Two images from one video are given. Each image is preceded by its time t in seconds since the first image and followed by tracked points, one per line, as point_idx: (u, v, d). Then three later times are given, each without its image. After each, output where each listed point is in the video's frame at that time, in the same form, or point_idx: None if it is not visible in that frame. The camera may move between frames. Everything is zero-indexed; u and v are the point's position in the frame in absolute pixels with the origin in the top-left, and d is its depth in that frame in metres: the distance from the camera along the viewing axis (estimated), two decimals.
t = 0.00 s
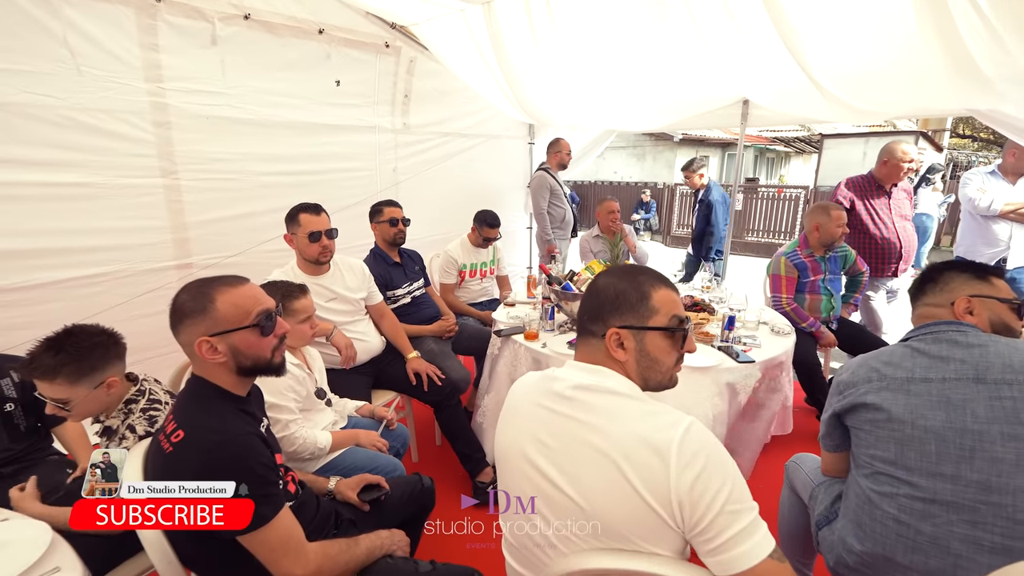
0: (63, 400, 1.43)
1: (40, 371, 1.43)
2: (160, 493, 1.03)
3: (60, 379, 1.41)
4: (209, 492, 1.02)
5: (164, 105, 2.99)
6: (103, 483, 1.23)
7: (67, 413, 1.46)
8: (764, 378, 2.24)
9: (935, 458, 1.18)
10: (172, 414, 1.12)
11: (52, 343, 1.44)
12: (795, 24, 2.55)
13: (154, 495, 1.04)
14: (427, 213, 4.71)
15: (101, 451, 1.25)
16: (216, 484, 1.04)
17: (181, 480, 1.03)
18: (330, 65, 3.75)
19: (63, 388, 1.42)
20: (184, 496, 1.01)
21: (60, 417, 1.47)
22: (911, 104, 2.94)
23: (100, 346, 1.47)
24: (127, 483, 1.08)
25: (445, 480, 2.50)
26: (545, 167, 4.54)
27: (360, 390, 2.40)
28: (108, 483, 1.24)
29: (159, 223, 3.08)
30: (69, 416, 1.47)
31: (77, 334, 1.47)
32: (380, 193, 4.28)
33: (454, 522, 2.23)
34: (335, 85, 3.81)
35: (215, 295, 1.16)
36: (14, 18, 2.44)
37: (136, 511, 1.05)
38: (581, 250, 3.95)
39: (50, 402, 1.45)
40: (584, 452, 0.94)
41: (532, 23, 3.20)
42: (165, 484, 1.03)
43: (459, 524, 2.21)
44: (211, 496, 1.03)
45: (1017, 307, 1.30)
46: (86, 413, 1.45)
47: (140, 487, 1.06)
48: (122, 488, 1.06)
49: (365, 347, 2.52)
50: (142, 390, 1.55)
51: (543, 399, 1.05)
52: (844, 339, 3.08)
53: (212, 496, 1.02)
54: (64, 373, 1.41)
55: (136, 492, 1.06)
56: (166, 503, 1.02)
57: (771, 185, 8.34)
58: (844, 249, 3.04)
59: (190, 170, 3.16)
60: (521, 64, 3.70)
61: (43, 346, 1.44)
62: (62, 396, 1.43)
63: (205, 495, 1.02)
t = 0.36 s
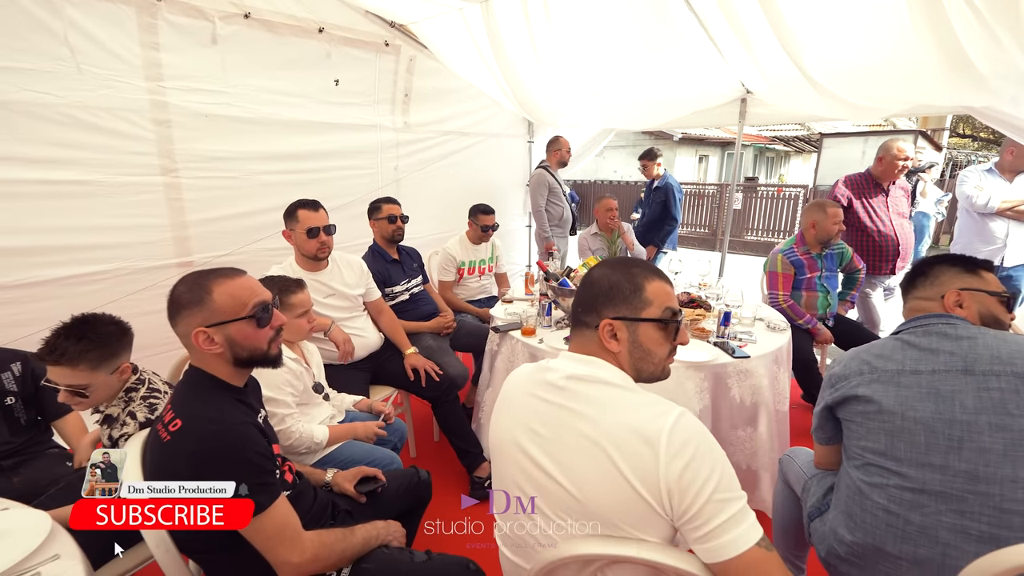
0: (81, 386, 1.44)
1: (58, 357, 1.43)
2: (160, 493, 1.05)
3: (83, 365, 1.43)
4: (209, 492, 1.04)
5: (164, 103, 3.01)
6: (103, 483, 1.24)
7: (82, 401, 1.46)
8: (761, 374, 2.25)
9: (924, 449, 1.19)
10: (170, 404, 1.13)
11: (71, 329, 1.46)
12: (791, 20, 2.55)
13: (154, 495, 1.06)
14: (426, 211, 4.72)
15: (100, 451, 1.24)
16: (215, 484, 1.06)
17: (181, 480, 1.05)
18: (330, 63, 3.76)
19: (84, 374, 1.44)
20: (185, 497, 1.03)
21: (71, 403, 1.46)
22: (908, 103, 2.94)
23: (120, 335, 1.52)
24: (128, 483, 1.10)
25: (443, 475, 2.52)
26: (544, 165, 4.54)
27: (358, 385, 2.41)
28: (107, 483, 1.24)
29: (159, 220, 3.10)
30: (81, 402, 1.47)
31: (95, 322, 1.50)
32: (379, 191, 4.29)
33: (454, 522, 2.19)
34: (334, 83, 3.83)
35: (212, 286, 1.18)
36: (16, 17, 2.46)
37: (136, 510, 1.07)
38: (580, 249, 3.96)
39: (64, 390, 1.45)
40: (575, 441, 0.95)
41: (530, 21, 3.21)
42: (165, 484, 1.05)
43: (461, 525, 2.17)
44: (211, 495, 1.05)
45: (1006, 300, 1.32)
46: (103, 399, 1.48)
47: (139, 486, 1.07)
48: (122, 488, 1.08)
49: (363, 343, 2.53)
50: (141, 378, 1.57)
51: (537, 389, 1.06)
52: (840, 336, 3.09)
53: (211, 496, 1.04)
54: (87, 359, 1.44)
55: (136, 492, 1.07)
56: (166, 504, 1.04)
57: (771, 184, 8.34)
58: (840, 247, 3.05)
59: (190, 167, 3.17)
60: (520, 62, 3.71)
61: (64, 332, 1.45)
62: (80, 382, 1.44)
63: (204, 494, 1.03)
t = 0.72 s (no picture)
0: (113, 350, 1.51)
1: (92, 320, 1.50)
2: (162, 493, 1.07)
3: (117, 329, 1.52)
4: (209, 492, 1.06)
5: (164, 103, 3.02)
6: (103, 483, 1.28)
7: (107, 366, 1.51)
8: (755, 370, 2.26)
9: (907, 442, 1.21)
10: (166, 397, 1.15)
11: (107, 298, 1.55)
12: (785, 22, 2.58)
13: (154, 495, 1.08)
14: (425, 210, 4.74)
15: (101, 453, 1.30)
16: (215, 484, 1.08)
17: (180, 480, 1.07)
18: (329, 63, 3.78)
19: (114, 339, 1.51)
20: (185, 496, 1.05)
21: (95, 368, 1.50)
22: (901, 104, 2.96)
23: (150, 309, 1.62)
24: (128, 483, 1.11)
25: (440, 471, 2.54)
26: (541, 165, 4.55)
27: (354, 382, 2.43)
28: (108, 483, 1.29)
29: (159, 220, 3.12)
30: (105, 369, 1.51)
31: (130, 295, 1.60)
32: (378, 190, 4.31)
33: (454, 522, 2.17)
34: (333, 83, 3.85)
35: (206, 281, 1.20)
36: (16, 18, 2.48)
37: (137, 510, 1.09)
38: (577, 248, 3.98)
39: (91, 355, 1.49)
40: (562, 433, 0.98)
41: (528, 21, 3.24)
42: (165, 483, 1.07)
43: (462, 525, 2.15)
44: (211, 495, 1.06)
45: (989, 296, 1.35)
46: (129, 367, 1.54)
47: (139, 487, 1.09)
48: (122, 488, 1.09)
49: (360, 340, 2.55)
50: (156, 362, 1.62)
51: (526, 382, 1.08)
52: (835, 334, 3.11)
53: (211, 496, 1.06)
54: (123, 324, 1.53)
55: (136, 492, 1.09)
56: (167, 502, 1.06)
57: (770, 184, 8.36)
58: (835, 245, 3.07)
59: (189, 167, 3.19)
60: (518, 61, 3.73)
61: (100, 300, 1.54)
62: (112, 347, 1.51)
63: (204, 494, 1.05)
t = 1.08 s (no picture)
0: (102, 331, 1.52)
1: (83, 308, 1.55)
2: (161, 493, 1.08)
3: (110, 312, 1.57)
4: (209, 492, 1.08)
5: (157, 102, 3.03)
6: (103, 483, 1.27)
7: (97, 348, 1.51)
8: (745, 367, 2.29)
9: (888, 435, 1.24)
10: (156, 394, 1.16)
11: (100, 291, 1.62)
12: (774, 23, 2.62)
13: (153, 496, 1.08)
14: (419, 209, 4.75)
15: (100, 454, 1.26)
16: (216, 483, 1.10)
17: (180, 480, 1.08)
18: (323, 63, 3.79)
19: (107, 321, 1.55)
20: (185, 496, 1.06)
21: (84, 353, 1.49)
22: (889, 104, 2.99)
23: (142, 305, 1.68)
24: (127, 483, 1.11)
25: (433, 469, 2.55)
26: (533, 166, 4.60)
27: (348, 381, 2.44)
28: (106, 483, 1.27)
29: (152, 219, 3.12)
30: (95, 353, 1.51)
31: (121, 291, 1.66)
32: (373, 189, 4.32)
33: (454, 522, 2.16)
34: (328, 82, 3.86)
35: (196, 278, 1.22)
36: (8, 17, 2.48)
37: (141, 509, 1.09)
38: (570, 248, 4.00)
39: (82, 337, 1.50)
40: (549, 426, 1.00)
41: (521, 21, 3.26)
42: (165, 483, 1.08)
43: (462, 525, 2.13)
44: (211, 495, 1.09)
45: (968, 292, 1.38)
46: (119, 350, 1.54)
47: (139, 486, 1.09)
48: (122, 488, 1.09)
49: (353, 339, 2.56)
50: (148, 362, 1.63)
51: (514, 377, 1.10)
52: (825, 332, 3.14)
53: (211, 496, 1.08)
54: (115, 307, 1.58)
55: (136, 492, 1.09)
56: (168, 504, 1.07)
57: (764, 183, 8.41)
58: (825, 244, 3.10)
59: (183, 166, 3.19)
60: (512, 60, 3.75)
61: (91, 292, 1.60)
62: (101, 327, 1.53)
63: (204, 494, 1.07)
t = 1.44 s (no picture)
0: (85, 335, 1.51)
1: (61, 311, 1.53)
2: (161, 492, 1.07)
3: (89, 317, 1.56)
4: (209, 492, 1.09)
5: (136, 100, 2.98)
6: (103, 484, 1.11)
7: (81, 353, 1.49)
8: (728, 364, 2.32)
9: (861, 427, 1.28)
10: (135, 395, 1.16)
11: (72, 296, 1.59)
12: (754, 27, 2.68)
13: (154, 496, 1.06)
14: (406, 209, 4.74)
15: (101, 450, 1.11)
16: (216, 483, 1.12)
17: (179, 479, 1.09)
18: (307, 61, 3.76)
19: (88, 325, 1.54)
20: (186, 496, 1.07)
21: (68, 357, 1.47)
22: (866, 105, 3.06)
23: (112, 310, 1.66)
24: (128, 482, 1.07)
25: (420, 468, 2.56)
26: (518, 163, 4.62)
27: (333, 381, 2.43)
28: (107, 483, 1.11)
29: (133, 219, 3.08)
30: (77, 358, 1.49)
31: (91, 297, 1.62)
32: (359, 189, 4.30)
33: (454, 522, 2.15)
34: (312, 81, 3.83)
35: (176, 278, 1.21)
36: None
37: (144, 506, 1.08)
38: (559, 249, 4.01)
39: (63, 342, 1.48)
40: (529, 422, 1.01)
41: (507, 21, 3.28)
42: (165, 483, 1.07)
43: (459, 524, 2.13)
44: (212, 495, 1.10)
45: (937, 289, 1.43)
46: (101, 356, 1.54)
47: (139, 487, 1.06)
48: (122, 488, 1.06)
49: (339, 339, 2.55)
50: (117, 366, 1.60)
51: (496, 374, 1.11)
52: (807, 329, 3.20)
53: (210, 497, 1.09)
54: (94, 312, 1.58)
55: (136, 492, 1.06)
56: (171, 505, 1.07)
57: (750, 183, 8.51)
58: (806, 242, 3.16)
59: (164, 165, 3.16)
60: (499, 59, 3.76)
61: (64, 297, 1.58)
62: (84, 332, 1.52)
63: (205, 494, 1.08)
